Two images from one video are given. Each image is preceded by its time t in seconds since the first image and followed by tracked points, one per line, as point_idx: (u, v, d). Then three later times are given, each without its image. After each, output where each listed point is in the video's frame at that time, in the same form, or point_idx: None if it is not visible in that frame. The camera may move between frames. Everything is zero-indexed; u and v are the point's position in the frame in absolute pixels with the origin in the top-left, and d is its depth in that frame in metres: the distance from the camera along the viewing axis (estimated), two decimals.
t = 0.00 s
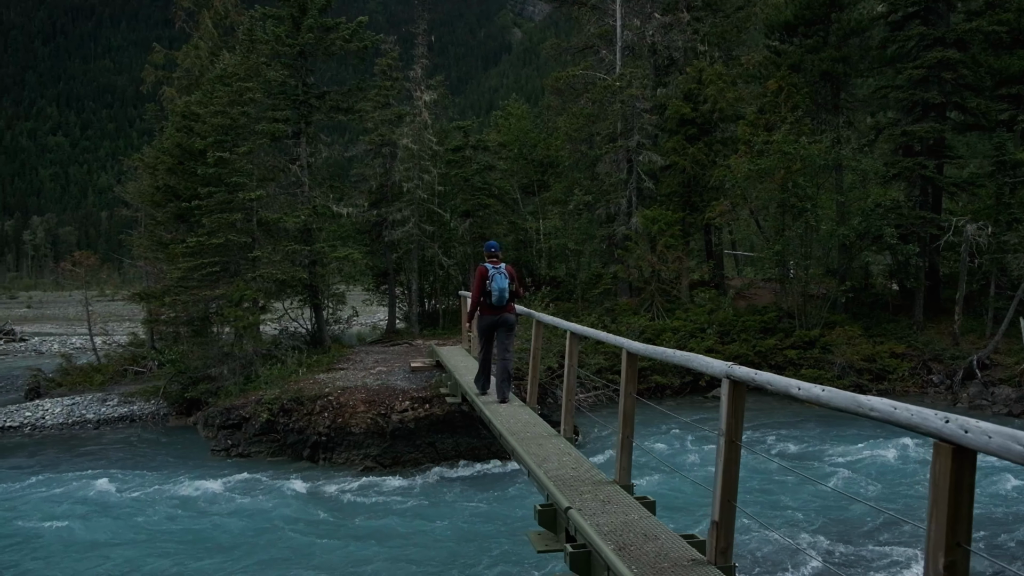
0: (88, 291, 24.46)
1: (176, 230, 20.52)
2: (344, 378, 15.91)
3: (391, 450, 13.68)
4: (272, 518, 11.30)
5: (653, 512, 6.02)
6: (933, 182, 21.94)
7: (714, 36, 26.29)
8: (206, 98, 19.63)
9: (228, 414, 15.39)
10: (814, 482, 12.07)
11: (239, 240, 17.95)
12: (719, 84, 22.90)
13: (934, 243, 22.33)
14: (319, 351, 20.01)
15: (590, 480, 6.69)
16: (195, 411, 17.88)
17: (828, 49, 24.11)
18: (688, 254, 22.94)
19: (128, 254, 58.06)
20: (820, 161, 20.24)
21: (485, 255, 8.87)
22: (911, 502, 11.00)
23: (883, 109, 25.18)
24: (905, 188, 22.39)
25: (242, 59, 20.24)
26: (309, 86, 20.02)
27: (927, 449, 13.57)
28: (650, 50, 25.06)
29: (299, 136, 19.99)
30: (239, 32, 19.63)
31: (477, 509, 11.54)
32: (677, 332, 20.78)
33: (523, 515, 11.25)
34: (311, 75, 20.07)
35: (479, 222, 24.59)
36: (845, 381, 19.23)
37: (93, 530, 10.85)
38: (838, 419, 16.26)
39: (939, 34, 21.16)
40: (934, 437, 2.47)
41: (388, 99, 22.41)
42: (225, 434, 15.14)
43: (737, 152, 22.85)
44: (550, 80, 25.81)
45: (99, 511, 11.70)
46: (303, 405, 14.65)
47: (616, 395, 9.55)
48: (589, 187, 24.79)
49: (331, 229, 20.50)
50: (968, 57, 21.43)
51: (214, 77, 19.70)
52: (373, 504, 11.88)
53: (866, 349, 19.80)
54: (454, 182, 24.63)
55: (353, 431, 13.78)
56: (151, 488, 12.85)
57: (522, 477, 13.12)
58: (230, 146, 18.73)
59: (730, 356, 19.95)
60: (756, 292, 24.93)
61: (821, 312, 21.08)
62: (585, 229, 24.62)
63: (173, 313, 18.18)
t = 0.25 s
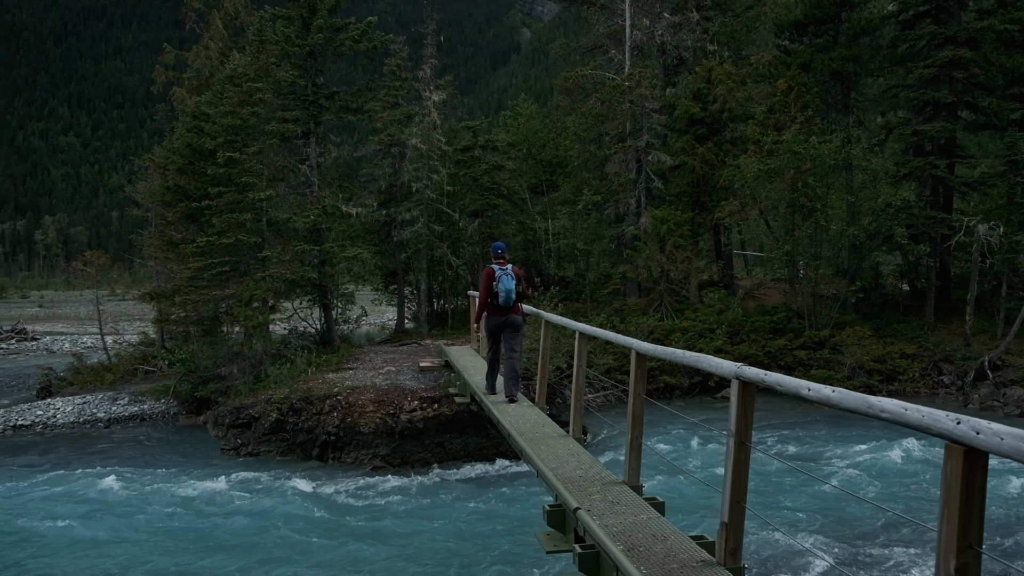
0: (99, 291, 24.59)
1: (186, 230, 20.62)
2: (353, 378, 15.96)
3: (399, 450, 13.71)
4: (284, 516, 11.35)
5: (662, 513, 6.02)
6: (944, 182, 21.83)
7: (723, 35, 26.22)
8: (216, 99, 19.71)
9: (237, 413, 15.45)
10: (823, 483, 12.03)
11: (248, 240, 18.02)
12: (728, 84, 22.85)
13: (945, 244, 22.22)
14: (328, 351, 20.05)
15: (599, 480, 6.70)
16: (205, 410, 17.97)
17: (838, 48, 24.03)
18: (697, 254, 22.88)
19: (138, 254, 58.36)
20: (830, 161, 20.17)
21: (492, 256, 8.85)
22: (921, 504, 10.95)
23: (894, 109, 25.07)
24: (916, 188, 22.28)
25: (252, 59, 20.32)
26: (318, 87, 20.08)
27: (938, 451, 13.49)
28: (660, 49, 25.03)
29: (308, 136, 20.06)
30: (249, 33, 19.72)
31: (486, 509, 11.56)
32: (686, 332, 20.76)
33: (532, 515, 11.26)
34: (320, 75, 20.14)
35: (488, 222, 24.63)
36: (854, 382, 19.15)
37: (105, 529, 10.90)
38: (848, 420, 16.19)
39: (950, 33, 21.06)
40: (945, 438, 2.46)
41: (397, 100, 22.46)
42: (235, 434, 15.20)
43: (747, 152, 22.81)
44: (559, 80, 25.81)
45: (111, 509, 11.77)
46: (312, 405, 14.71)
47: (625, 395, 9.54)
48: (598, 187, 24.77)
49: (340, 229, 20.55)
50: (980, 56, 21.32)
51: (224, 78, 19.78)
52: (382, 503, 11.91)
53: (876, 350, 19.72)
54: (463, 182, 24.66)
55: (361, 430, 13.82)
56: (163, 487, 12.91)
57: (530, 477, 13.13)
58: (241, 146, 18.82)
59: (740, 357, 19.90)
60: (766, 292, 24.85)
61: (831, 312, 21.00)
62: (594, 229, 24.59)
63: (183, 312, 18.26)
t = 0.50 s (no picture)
0: (109, 291, 24.72)
1: (195, 230, 20.70)
2: (361, 377, 16.00)
3: (407, 449, 13.73)
4: (293, 516, 11.38)
5: (671, 514, 6.00)
6: (954, 181, 21.73)
7: (732, 35, 26.16)
8: (225, 100, 19.80)
9: (246, 413, 15.50)
10: (833, 484, 11.98)
11: (257, 240, 18.08)
12: (737, 84, 22.79)
13: (955, 244, 22.11)
14: (336, 351, 20.10)
15: (607, 480, 6.69)
16: (214, 410, 18.03)
17: (847, 47, 23.96)
18: (705, 254, 22.83)
19: (147, 253, 58.70)
20: (838, 160, 20.10)
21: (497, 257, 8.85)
22: (931, 505, 10.90)
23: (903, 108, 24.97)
24: (926, 188, 22.18)
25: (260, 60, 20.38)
26: (326, 87, 20.12)
27: (948, 452, 13.42)
28: (668, 49, 24.95)
29: (317, 137, 20.11)
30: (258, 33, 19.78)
31: (495, 509, 11.57)
32: (694, 332, 20.73)
33: (540, 515, 11.25)
34: (329, 76, 20.18)
35: (496, 222, 24.67)
36: (864, 382, 19.08)
37: (116, 528, 10.95)
38: (857, 420, 16.13)
39: (960, 32, 20.96)
40: (955, 439, 2.45)
41: (405, 100, 22.49)
42: (243, 433, 15.25)
43: (755, 152, 22.77)
44: (567, 79, 25.79)
45: (122, 508, 11.84)
46: (320, 405, 14.74)
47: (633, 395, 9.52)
48: (606, 187, 24.74)
49: (348, 229, 20.59)
50: (990, 55, 21.21)
51: (233, 79, 19.84)
52: (390, 503, 11.93)
53: (886, 350, 19.64)
54: (471, 182, 24.68)
55: (369, 430, 13.85)
56: (172, 486, 12.96)
57: (538, 477, 13.12)
58: (249, 146, 18.89)
59: (748, 357, 19.85)
60: (774, 292, 24.79)
61: (840, 312, 20.92)
62: (602, 229, 24.58)
63: (191, 312, 18.31)
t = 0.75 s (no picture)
0: (120, 290, 24.85)
1: (205, 230, 20.81)
2: (370, 377, 16.06)
3: (417, 449, 13.75)
4: (304, 515, 11.44)
5: (680, 514, 6.00)
6: (965, 181, 21.62)
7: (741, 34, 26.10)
8: (235, 100, 19.88)
9: (256, 412, 15.57)
10: (843, 485, 11.95)
11: (267, 240, 18.15)
12: (747, 83, 22.73)
13: (967, 244, 21.99)
14: (345, 351, 20.15)
15: (616, 481, 6.68)
16: (224, 409, 18.13)
17: (857, 46, 23.88)
18: (715, 254, 22.79)
19: (158, 253, 58.92)
20: (849, 160, 20.03)
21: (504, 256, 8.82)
22: (942, 506, 10.85)
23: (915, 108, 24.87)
24: (938, 188, 22.07)
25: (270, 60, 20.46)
26: (336, 88, 20.19)
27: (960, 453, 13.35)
28: (677, 49, 24.73)
29: (327, 137, 20.18)
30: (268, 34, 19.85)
31: (504, 509, 11.57)
32: (703, 332, 20.71)
33: (550, 515, 11.26)
34: (338, 76, 20.25)
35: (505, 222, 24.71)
36: (874, 383, 19.00)
37: (128, 527, 11.02)
38: (867, 421, 16.07)
39: (972, 31, 20.84)
40: (968, 441, 2.44)
41: (414, 100, 22.54)
42: (253, 433, 15.32)
43: (765, 151, 22.72)
44: (576, 79, 25.79)
45: (132, 507, 11.88)
46: (329, 405, 14.79)
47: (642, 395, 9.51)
48: (615, 187, 24.73)
49: (358, 229, 20.65)
50: (1003, 54, 21.08)
51: (243, 79, 19.93)
52: (400, 502, 11.97)
53: (897, 351, 19.55)
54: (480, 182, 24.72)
55: (379, 430, 13.88)
56: (183, 485, 13.03)
57: (547, 477, 13.13)
58: (259, 147, 18.97)
59: (757, 357, 19.81)
60: (784, 292, 24.73)
61: (850, 312, 20.83)
62: (611, 229, 24.57)
63: (202, 311, 18.39)
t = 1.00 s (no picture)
0: (129, 290, 24.95)
1: (214, 230, 20.89)
2: (378, 377, 16.10)
3: (425, 449, 13.76)
4: (313, 514, 11.47)
5: (688, 515, 5.99)
6: (976, 181, 21.51)
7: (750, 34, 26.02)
8: (244, 101, 19.95)
9: (264, 411, 15.62)
10: (851, 486, 11.91)
11: (276, 240, 18.21)
12: (755, 83, 22.67)
13: (977, 244, 21.89)
14: (353, 351, 20.20)
15: (624, 481, 6.67)
16: (233, 408, 18.19)
17: (866, 46, 23.79)
18: (724, 254, 22.74)
19: (168, 253, 59.09)
20: (858, 160, 19.95)
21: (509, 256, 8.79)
22: (953, 507, 10.80)
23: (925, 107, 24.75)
24: (948, 188, 21.96)
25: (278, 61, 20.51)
26: (344, 88, 20.22)
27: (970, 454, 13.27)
28: (686, 49, 24.88)
29: (335, 137, 20.21)
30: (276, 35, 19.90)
31: (513, 509, 11.58)
32: (712, 333, 20.68)
33: (558, 515, 11.25)
34: (347, 77, 20.29)
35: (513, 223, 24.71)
36: (884, 384, 18.91)
37: (138, 526, 11.07)
38: (876, 422, 15.99)
39: (983, 30, 20.72)
40: (979, 442, 2.42)
41: (422, 101, 22.57)
42: (262, 432, 15.37)
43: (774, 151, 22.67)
44: (584, 80, 25.77)
45: (141, 506, 11.93)
46: (337, 405, 14.83)
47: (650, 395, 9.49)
48: (623, 187, 24.70)
49: (366, 229, 20.68)
50: (1014, 53, 20.96)
51: (252, 80, 19.98)
52: (408, 502, 11.98)
53: (906, 352, 19.46)
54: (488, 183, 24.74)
55: (387, 430, 13.89)
56: (192, 484, 13.08)
57: (555, 477, 13.13)
58: (268, 147, 19.04)
59: (766, 358, 19.76)
60: (792, 292, 24.67)
61: (859, 313, 20.75)
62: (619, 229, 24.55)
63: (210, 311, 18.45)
